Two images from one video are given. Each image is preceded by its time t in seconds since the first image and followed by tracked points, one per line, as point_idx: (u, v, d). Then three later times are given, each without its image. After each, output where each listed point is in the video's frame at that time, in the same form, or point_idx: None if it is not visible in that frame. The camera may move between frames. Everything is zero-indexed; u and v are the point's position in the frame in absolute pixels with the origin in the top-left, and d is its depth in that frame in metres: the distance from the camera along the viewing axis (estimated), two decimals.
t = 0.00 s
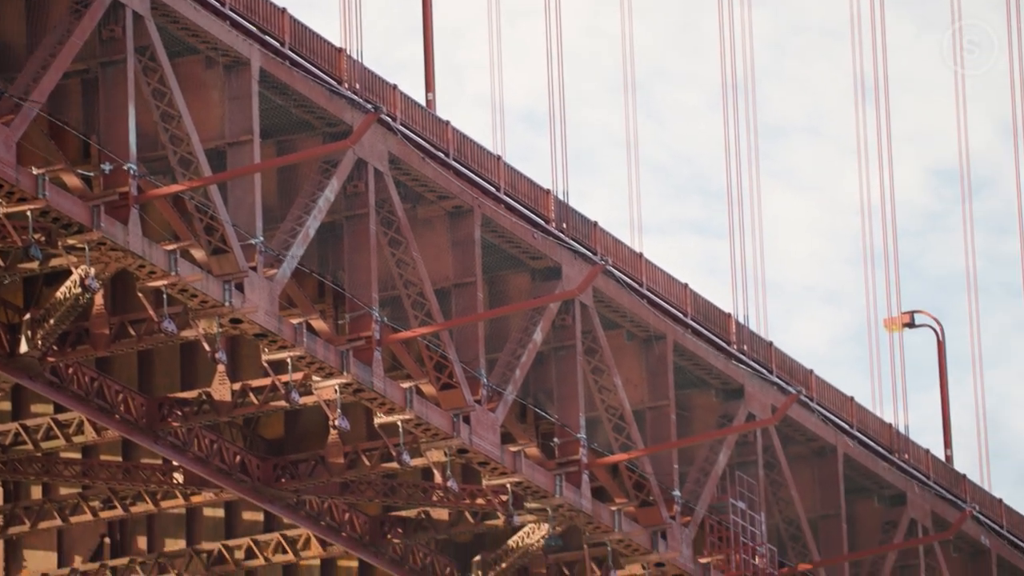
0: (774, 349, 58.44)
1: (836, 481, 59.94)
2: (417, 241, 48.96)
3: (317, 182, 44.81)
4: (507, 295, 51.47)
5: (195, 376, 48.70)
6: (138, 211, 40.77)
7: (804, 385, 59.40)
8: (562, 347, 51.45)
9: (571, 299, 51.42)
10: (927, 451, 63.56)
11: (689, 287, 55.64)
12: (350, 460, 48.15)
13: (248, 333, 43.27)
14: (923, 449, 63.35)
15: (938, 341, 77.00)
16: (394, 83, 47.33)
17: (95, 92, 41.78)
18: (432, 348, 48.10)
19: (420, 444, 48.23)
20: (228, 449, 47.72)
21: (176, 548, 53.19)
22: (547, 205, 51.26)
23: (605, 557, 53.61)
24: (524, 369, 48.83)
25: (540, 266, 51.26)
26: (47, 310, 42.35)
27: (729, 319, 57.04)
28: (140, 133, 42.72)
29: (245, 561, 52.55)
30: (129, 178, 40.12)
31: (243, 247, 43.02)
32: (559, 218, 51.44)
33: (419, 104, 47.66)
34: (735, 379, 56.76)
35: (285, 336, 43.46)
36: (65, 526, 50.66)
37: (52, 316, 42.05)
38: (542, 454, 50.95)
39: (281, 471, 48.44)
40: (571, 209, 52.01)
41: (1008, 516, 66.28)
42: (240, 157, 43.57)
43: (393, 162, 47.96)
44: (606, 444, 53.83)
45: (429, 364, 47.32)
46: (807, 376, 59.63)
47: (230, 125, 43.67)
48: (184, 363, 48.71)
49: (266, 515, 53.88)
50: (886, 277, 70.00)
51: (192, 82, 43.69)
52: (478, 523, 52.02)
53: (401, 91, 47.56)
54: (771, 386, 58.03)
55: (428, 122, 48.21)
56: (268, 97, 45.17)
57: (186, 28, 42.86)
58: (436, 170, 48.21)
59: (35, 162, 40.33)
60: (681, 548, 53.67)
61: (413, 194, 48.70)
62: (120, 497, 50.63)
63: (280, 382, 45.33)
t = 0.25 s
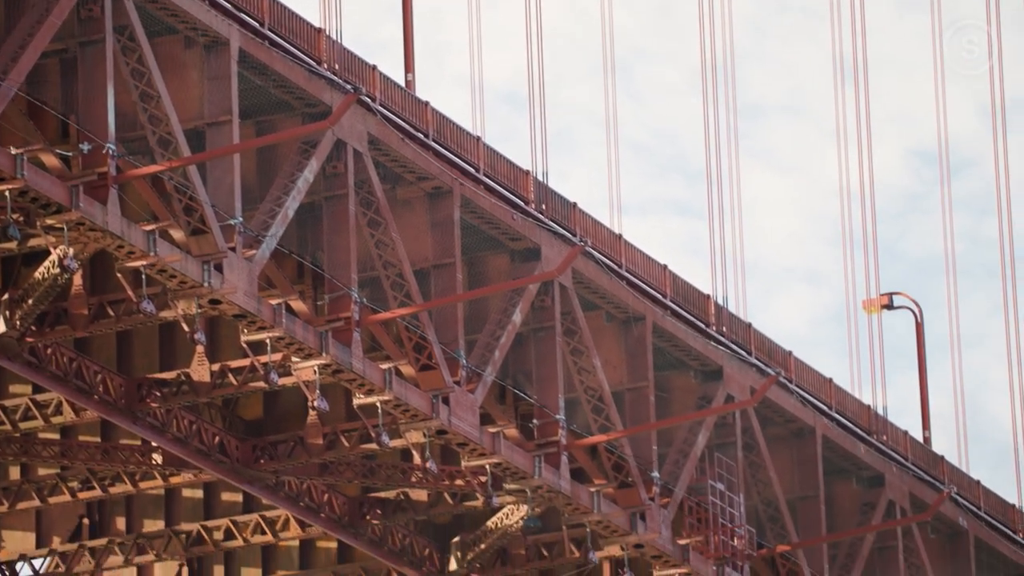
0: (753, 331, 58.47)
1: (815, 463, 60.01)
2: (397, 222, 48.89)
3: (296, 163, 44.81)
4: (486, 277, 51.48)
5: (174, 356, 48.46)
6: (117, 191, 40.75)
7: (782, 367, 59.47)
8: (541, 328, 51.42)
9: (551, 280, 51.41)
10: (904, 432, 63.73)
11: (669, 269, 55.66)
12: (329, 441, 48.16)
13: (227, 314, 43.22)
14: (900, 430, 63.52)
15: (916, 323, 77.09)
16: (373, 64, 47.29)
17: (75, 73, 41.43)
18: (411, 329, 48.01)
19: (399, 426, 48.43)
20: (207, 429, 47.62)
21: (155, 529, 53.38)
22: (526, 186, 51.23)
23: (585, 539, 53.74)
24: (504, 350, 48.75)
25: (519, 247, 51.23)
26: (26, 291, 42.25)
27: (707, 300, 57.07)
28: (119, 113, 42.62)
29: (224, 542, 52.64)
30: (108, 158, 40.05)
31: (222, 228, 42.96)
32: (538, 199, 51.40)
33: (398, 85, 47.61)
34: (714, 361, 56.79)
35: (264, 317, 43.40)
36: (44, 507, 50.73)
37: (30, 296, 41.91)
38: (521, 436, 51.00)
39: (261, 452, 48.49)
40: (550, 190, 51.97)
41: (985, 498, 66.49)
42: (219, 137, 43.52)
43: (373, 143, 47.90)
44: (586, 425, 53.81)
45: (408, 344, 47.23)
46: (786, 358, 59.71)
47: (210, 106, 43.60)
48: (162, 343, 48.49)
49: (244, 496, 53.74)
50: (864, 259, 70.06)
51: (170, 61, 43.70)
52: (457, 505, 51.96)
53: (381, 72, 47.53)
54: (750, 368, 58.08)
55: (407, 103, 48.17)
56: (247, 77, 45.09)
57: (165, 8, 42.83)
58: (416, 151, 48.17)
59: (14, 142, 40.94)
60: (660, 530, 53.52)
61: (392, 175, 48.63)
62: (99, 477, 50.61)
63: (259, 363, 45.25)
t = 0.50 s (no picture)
0: (735, 315, 58.47)
1: (796, 447, 60.04)
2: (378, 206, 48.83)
3: (278, 146, 44.78)
4: (468, 261, 51.29)
5: (156, 339, 48.35)
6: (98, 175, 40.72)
7: (764, 351, 59.50)
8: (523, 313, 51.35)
9: (533, 265, 51.37)
10: (885, 416, 63.77)
11: (650, 253, 55.65)
12: (311, 426, 48.08)
13: (209, 297, 43.17)
14: (882, 414, 63.57)
15: (897, 308, 77.14)
16: (355, 48, 47.23)
17: (55, 56, 41.43)
18: (392, 313, 47.88)
19: (380, 410, 48.24)
20: (188, 413, 47.61)
21: (137, 512, 53.57)
22: (507, 170, 51.15)
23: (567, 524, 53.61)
24: (485, 335, 48.75)
25: (501, 231, 51.21)
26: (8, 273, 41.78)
27: (688, 285, 57.07)
28: (101, 97, 42.55)
29: (206, 526, 52.72)
30: (89, 142, 40.05)
31: (204, 211, 42.85)
32: (520, 183, 51.37)
33: (380, 69, 47.56)
34: (695, 345, 56.76)
35: (245, 301, 43.36)
36: (26, 491, 50.92)
37: (12, 279, 41.58)
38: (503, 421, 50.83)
39: (242, 436, 48.44)
40: (532, 174, 51.92)
41: (966, 482, 66.55)
42: (201, 120, 43.42)
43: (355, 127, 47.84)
44: (567, 410, 53.82)
45: (390, 329, 47.17)
46: (768, 342, 59.72)
47: (191, 89, 43.53)
48: (144, 327, 48.41)
49: (226, 480, 53.59)
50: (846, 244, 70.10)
51: (152, 45, 43.53)
52: (439, 488, 51.98)
53: (363, 56, 47.47)
54: (732, 352, 58.09)
55: (389, 86, 48.12)
56: (229, 61, 45.00)
57: None
58: (398, 135, 48.12)
59: None
60: (641, 514, 53.54)
61: (375, 159, 48.57)
62: (80, 461, 50.68)
63: (240, 347, 45.22)
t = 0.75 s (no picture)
0: (720, 301, 58.44)
1: (780, 433, 60.08)
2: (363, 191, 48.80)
3: (263, 131, 44.70)
4: (453, 246, 51.53)
5: (139, 325, 48.39)
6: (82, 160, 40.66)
7: (749, 337, 59.49)
8: (508, 299, 51.33)
9: (517, 251, 51.30)
10: (869, 403, 63.84)
11: (635, 239, 55.60)
12: (295, 412, 48.07)
13: (193, 283, 43.14)
14: (866, 400, 63.63)
15: (881, 294, 77.18)
16: (340, 33, 47.11)
17: (39, 41, 41.53)
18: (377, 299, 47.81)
19: (364, 395, 48.22)
20: (172, 399, 47.71)
21: (120, 499, 53.50)
22: (492, 156, 51.04)
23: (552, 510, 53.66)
24: (470, 321, 48.53)
25: (486, 217, 51.15)
26: None
27: (673, 271, 56.97)
28: (85, 82, 42.48)
29: (190, 511, 52.71)
30: (73, 127, 39.94)
31: (188, 197, 42.79)
32: (505, 169, 51.28)
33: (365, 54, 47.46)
34: (680, 332, 56.74)
35: (230, 287, 43.31)
36: (10, 476, 51.07)
37: None
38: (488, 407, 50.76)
39: (227, 422, 48.39)
40: (517, 160, 51.83)
41: (950, 468, 66.61)
42: (186, 106, 43.36)
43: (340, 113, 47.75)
44: (552, 395, 53.79)
45: (375, 314, 47.15)
46: (753, 328, 59.68)
47: (176, 75, 43.45)
48: (128, 313, 48.48)
49: (210, 466, 53.56)
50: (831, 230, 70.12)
51: (136, 31, 43.58)
52: (423, 475, 51.73)
53: (348, 42, 47.36)
54: (716, 338, 58.12)
55: (374, 72, 48.02)
56: (213, 46, 44.89)
57: None
58: (382, 121, 48.03)
59: None
60: (626, 500, 53.56)
61: (359, 144, 48.50)
62: (64, 447, 50.68)
63: (225, 332, 45.18)
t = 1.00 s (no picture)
0: (705, 289, 58.43)
1: (766, 421, 60.09)
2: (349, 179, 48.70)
3: (248, 119, 44.64)
4: (439, 234, 51.48)
5: (124, 313, 48.33)
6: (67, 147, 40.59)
7: (734, 325, 59.52)
8: (493, 287, 51.29)
9: (503, 238, 51.24)
10: (855, 390, 63.92)
11: (621, 227, 55.58)
12: (281, 399, 48.02)
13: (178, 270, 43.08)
14: (851, 388, 63.69)
15: (867, 282, 77.23)
16: (325, 21, 47.03)
17: (24, 28, 41.37)
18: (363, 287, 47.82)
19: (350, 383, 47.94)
20: (157, 386, 47.63)
21: (106, 486, 53.50)
22: (478, 144, 51.00)
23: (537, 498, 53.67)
24: (456, 308, 48.42)
25: (472, 205, 51.02)
26: None
27: (659, 259, 56.94)
28: (70, 69, 42.43)
29: (175, 499, 52.64)
30: (58, 114, 39.87)
31: (174, 184, 42.73)
32: (491, 157, 51.23)
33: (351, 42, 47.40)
34: (666, 319, 56.74)
35: (216, 274, 43.24)
36: None
37: None
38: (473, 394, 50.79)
39: (212, 410, 48.31)
40: (503, 147, 51.78)
41: (936, 456, 66.66)
42: (171, 92, 43.27)
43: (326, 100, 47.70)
44: (537, 382, 53.74)
45: (360, 302, 47.11)
46: (739, 316, 59.72)
47: (161, 62, 43.37)
48: (113, 301, 48.41)
49: (196, 453, 53.58)
50: (817, 217, 70.15)
51: (122, 18, 43.42)
52: (409, 462, 52.03)
53: (333, 29, 47.30)
54: (702, 326, 58.15)
55: (360, 60, 47.96)
56: (199, 33, 44.78)
57: None
58: (368, 109, 47.97)
59: None
60: (612, 488, 53.53)
61: (345, 132, 48.45)
62: (49, 434, 50.64)
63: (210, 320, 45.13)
